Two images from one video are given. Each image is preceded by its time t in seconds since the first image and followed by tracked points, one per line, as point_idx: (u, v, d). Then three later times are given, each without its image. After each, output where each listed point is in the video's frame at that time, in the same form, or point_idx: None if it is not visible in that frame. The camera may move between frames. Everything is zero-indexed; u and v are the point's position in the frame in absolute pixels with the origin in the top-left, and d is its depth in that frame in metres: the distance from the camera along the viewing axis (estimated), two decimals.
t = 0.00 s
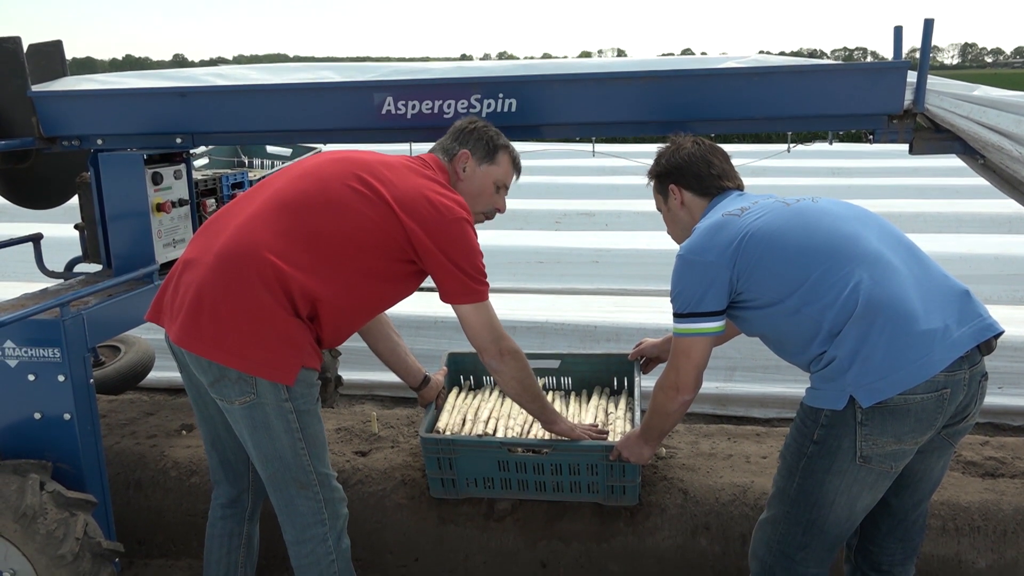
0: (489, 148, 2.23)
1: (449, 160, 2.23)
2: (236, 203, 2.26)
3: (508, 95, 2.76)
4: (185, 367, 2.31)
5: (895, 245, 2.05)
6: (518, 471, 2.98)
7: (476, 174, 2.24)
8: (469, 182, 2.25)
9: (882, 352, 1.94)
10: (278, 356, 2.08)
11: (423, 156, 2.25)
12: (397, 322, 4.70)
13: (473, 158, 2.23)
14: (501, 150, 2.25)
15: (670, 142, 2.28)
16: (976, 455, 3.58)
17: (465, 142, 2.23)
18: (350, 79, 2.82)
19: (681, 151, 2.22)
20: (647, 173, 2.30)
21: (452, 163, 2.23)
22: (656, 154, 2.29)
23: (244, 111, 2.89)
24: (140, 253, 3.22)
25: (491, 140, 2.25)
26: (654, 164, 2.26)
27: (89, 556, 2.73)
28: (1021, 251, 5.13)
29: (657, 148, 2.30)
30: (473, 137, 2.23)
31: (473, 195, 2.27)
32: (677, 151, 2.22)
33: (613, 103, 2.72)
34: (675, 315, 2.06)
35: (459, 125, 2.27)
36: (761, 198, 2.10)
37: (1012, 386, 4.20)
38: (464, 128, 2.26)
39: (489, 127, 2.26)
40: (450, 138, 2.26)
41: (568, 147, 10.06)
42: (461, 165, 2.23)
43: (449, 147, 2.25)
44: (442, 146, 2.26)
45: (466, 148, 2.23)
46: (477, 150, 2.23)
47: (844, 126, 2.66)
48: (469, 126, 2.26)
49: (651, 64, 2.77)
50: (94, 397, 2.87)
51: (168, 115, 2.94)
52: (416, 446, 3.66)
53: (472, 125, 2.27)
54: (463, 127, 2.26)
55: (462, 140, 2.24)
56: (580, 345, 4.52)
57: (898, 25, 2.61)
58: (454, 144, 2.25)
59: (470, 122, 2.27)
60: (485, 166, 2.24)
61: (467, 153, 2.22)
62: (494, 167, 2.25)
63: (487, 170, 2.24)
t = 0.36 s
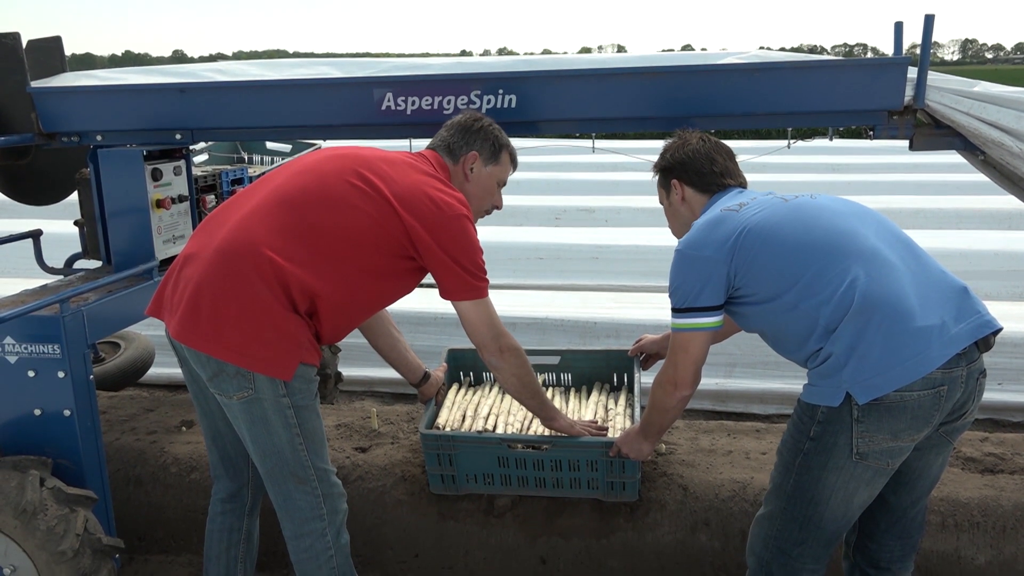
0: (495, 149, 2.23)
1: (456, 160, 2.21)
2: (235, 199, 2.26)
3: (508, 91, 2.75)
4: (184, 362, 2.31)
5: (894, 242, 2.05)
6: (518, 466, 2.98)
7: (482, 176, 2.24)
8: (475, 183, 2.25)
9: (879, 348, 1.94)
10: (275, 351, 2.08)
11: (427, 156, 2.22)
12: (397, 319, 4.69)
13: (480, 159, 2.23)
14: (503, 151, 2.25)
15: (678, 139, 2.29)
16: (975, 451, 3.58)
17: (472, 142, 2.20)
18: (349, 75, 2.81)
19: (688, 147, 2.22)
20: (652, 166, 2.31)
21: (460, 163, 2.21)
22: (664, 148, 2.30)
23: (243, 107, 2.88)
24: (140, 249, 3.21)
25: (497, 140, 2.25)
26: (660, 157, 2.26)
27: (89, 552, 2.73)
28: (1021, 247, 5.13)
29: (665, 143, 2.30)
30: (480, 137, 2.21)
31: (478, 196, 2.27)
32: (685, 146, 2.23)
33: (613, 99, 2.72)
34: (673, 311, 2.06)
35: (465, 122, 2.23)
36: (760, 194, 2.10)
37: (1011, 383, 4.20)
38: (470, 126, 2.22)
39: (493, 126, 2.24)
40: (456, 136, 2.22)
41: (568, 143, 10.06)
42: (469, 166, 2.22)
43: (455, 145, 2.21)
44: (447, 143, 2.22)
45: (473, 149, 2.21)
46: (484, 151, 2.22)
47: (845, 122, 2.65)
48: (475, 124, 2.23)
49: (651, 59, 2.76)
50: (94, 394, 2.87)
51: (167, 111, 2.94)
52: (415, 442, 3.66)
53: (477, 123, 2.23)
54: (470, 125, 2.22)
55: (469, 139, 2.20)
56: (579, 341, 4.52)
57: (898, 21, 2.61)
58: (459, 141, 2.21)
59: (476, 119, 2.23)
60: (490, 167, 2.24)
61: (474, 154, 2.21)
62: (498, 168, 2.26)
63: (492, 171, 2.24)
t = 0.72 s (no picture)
0: (497, 159, 2.25)
1: (461, 167, 2.21)
2: (234, 197, 2.26)
3: (507, 90, 2.75)
4: (183, 361, 2.31)
5: (893, 242, 2.06)
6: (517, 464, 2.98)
7: (482, 184, 2.27)
8: (474, 190, 2.27)
9: (877, 347, 1.94)
10: (275, 350, 2.08)
11: (427, 156, 2.20)
12: (397, 318, 4.69)
13: (483, 168, 2.25)
14: (501, 164, 2.27)
15: (678, 140, 2.29)
16: (974, 450, 3.58)
17: (479, 151, 2.21)
18: (349, 74, 2.81)
19: (689, 147, 2.23)
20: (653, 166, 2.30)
21: (464, 170, 2.21)
22: (664, 149, 2.30)
23: (243, 107, 2.88)
24: (139, 248, 3.21)
25: (498, 150, 2.27)
26: (662, 156, 2.25)
27: (89, 551, 2.73)
28: (1020, 246, 5.13)
29: (666, 143, 2.30)
30: (487, 147, 2.22)
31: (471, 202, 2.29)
32: (686, 146, 2.23)
33: (613, 98, 2.72)
34: (672, 310, 2.06)
35: (473, 128, 2.22)
36: (760, 193, 2.11)
37: (1011, 382, 4.20)
38: (479, 134, 2.22)
39: (498, 136, 2.26)
40: (466, 142, 2.20)
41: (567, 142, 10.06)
42: (473, 174, 2.24)
43: (464, 151, 2.20)
44: (454, 147, 2.21)
45: (479, 159, 2.22)
46: (488, 161, 2.24)
47: (844, 121, 2.65)
48: (483, 133, 2.23)
49: (651, 58, 2.76)
50: (93, 393, 2.87)
51: (166, 110, 2.93)
52: (415, 441, 3.66)
53: (485, 132, 2.23)
54: (478, 133, 2.23)
55: (477, 148, 2.21)
56: (579, 340, 4.52)
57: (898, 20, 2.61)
58: (467, 147, 2.21)
59: (485, 128, 2.24)
60: (490, 177, 2.27)
61: (479, 164, 2.23)
62: (495, 178, 2.29)
63: (490, 181, 2.28)
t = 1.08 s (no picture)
0: (493, 154, 2.24)
1: (455, 164, 2.22)
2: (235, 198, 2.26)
3: (507, 91, 2.75)
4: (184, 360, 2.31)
5: (893, 243, 2.05)
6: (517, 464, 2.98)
7: (479, 180, 2.25)
8: (472, 186, 2.25)
9: (877, 348, 1.94)
10: (274, 350, 2.08)
11: (426, 155, 2.22)
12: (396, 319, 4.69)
13: (479, 164, 2.24)
14: (501, 158, 2.26)
15: (682, 140, 2.29)
16: (974, 450, 3.58)
17: (473, 147, 2.22)
18: (348, 75, 2.81)
19: (692, 148, 2.23)
20: (655, 166, 2.31)
21: (459, 167, 2.22)
22: (667, 149, 2.30)
23: (243, 108, 2.88)
24: (139, 248, 3.20)
25: (495, 145, 2.26)
26: (664, 156, 2.26)
27: (89, 552, 2.73)
28: (1019, 247, 5.14)
29: (669, 143, 2.31)
30: (480, 143, 2.22)
31: (472, 199, 2.28)
32: (689, 147, 2.23)
33: (613, 99, 2.72)
34: (673, 310, 2.06)
35: (465, 125, 2.24)
36: (760, 193, 2.11)
37: (1011, 382, 4.21)
38: (471, 131, 2.23)
39: (493, 132, 2.26)
40: (458, 141, 2.22)
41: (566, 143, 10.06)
42: (468, 171, 2.23)
43: (455, 150, 2.22)
44: (448, 147, 2.23)
45: (473, 155, 2.22)
46: (483, 156, 2.23)
47: (844, 122, 2.65)
48: (475, 129, 2.24)
49: (650, 59, 2.76)
50: (93, 394, 2.88)
51: (165, 110, 2.93)
52: (415, 441, 3.66)
53: (477, 129, 2.24)
54: (470, 130, 2.24)
55: (470, 144, 2.22)
56: (579, 341, 4.52)
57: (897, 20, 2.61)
58: (459, 145, 2.22)
59: (477, 124, 2.25)
60: (487, 172, 2.25)
61: (473, 159, 2.22)
62: (495, 173, 2.27)
63: (489, 176, 2.26)
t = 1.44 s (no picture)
0: (487, 142, 2.23)
1: (448, 157, 2.24)
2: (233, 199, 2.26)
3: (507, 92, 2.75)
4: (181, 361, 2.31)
5: (891, 243, 2.05)
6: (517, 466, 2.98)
7: (475, 170, 2.25)
8: (468, 177, 2.26)
9: (875, 348, 1.94)
10: (269, 351, 2.08)
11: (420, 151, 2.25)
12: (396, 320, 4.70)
13: (472, 154, 2.24)
14: (498, 144, 2.25)
15: (688, 139, 2.29)
16: (974, 451, 3.58)
17: (462, 137, 2.22)
18: (349, 77, 2.81)
19: (698, 148, 2.23)
20: (658, 164, 2.31)
21: (452, 160, 2.24)
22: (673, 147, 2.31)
23: (243, 109, 2.88)
24: (139, 250, 3.21)
25: (488, 132, 2.25)
26: (669, 154, 2.26)
27: (89, 553, 2.73)
28: (1019, 248, 5.14)
29: (674, 142, 2.31)
30: (470, 132, 2.23)
31: (471, 190, 2.29)
32: (695, 147, 2.24)
33: (612, 100, 2.72)
34: (672, 310, 2.06)
35: (454, 117, 2.26)
36: (760, 195, 2.11)
37: (1010, 384, 4.21)
38: (459, 122, 2.24)
39: (484, 120, 2.26)
40: (447, 134, 2.25)
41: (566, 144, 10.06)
42: (461, 162, 2.24)
43: (446, 143, 2.24)
44: (440, 141, 2.25)
45: (464, 145, 2.23)
46: (474, 145, 2.23)
47: (843, 123, 2.66)
48: (464, 119, 2.25)
49: (650, 60, 2.76)
50: (93, 396, 2.88)
51: (166, 112, 2.94)
52: (415, 443, 3.66)
53: (466, 119, 2.25)
54: (459, 121, 2.25)
55: (459, 135, 2.23)
56: (579, 342, 4.52)
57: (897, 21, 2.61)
58: (449, 137, 2.24)
59: (465, 115, 2.26)
60: (483, 161, 2.25)
61: (465, 150, 2.23)
62: (492, 161, 2.26)
63: (486, 164, 2.25)
